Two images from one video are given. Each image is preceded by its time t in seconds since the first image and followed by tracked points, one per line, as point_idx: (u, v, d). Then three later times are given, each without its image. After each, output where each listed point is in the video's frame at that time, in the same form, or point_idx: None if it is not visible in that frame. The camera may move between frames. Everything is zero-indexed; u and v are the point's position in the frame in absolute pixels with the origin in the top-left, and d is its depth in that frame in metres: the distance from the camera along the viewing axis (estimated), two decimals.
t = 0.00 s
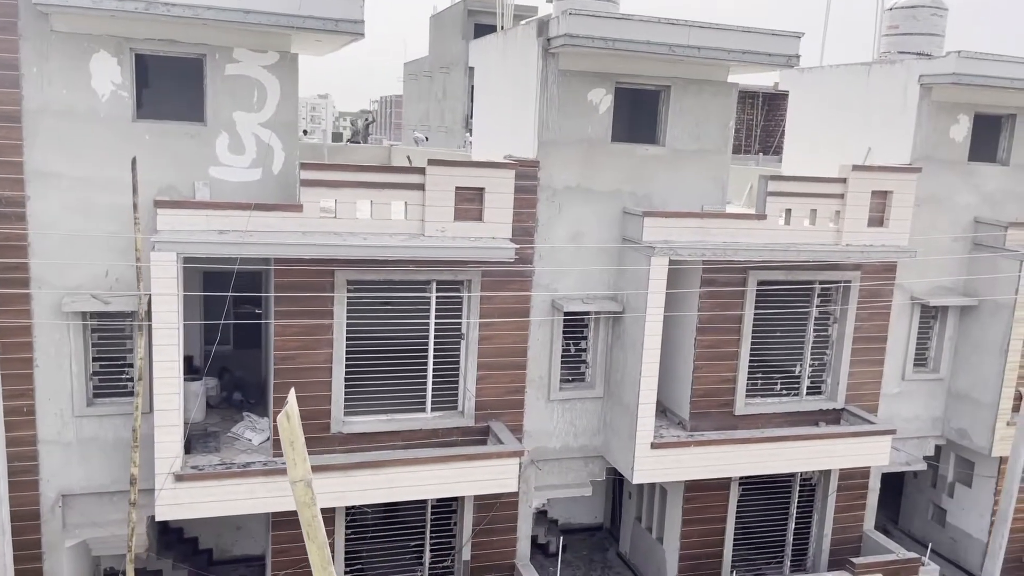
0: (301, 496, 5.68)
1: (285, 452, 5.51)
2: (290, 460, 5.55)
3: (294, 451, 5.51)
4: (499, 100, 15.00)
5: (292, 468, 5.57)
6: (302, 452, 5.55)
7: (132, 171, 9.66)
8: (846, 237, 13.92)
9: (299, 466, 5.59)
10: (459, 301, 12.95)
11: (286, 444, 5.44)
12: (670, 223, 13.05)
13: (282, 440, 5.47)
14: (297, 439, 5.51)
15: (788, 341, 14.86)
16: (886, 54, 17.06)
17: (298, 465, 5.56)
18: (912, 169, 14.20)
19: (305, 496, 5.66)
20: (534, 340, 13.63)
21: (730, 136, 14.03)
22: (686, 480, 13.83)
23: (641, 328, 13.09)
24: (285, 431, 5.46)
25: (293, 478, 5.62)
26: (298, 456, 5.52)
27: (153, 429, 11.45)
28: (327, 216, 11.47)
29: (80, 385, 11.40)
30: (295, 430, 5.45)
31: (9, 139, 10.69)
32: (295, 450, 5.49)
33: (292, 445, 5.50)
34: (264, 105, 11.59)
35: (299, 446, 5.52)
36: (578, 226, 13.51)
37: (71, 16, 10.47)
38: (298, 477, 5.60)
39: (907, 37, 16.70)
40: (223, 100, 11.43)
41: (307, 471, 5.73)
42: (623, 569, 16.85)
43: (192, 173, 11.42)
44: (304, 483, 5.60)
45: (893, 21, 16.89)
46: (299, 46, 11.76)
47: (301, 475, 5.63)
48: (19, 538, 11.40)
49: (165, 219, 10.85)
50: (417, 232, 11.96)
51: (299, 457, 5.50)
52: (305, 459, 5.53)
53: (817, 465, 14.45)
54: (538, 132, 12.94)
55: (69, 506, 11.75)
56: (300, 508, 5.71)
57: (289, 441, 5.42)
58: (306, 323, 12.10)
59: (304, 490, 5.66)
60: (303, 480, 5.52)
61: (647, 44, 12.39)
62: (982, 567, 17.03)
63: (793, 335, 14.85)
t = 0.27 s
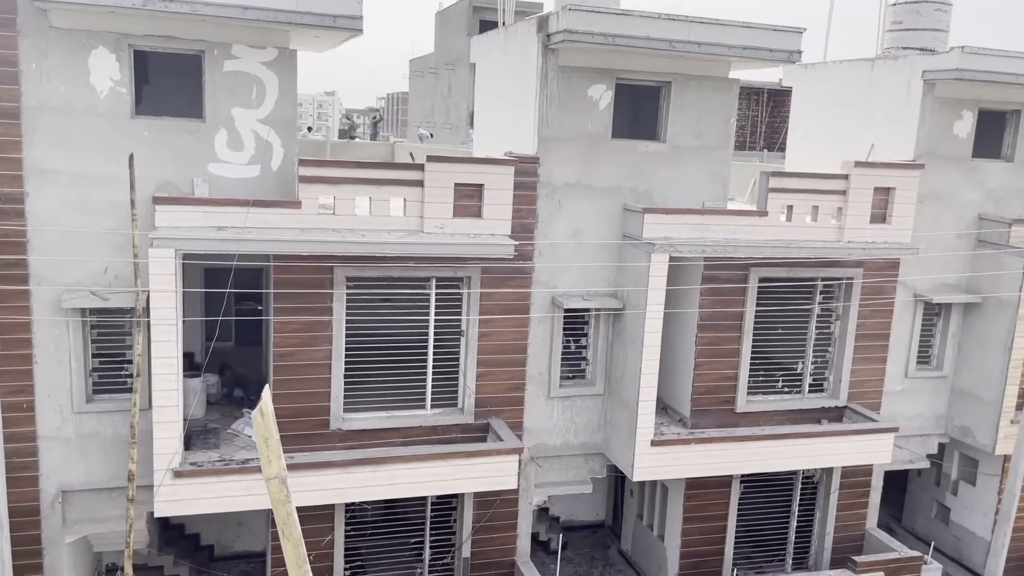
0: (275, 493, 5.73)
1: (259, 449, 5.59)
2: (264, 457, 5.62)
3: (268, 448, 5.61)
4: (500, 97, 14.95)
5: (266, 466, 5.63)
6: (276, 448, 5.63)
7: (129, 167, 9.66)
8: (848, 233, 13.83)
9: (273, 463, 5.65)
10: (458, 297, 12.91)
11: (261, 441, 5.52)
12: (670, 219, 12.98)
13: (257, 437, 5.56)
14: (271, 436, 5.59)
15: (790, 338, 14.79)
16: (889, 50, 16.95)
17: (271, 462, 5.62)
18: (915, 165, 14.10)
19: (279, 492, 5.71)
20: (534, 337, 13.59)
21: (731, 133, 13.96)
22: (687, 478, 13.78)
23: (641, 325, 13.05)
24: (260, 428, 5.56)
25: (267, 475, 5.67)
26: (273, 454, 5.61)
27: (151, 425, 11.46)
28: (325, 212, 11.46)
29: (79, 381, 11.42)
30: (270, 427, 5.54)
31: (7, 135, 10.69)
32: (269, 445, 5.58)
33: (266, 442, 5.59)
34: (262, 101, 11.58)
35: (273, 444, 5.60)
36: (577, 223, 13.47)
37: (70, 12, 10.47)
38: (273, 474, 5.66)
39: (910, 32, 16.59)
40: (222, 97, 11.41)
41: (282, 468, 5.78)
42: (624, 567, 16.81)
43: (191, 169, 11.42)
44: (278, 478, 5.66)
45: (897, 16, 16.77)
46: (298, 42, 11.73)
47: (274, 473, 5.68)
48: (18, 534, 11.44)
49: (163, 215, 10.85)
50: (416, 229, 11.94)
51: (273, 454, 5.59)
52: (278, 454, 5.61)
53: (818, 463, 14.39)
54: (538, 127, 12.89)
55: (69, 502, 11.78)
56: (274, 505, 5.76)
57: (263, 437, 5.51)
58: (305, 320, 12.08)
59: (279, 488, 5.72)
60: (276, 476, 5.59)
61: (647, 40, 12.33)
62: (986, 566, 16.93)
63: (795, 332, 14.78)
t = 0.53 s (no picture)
0: (245, 488, 6.31)
1: (229, 446, 6.20)
2: (234, 452, 6.22)
3: (237, 443, 6.19)
4: (501, 92, 14.88)
5: (236, 461, 6.22)
6: (245, 444, 6.23)
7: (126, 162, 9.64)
8: (852, 229, 13.72)
9: (242, 458, 6.24)
10: (458, 293, 12.86)
11: (231, 436, 6.14)
12: (672, 215, 12.90)
13: (227, 433, 6.17)
14: (240, 434, 6.20)
15: (793, 335, 14.68)
16: (895, 44, 16.80)
17: (240, 458, 6.22)
18: (919, 161, 13.98)
19: (247, 487, 6.29)
20: (534, 333, 13.53)
21: (733, 128, 13.88)
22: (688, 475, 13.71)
23: (642, 321, 12.98)
24: (229, 424, 6.15)
25: (237, 471, 6.25)
26: (242, 449, 6.20)
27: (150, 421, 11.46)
28: (324, 208, 11.42)
29: (78, 377, 11.42)
30: (238, 425, 6.16)
31: (5, 130, 10.68)
32: (238, 441, 6.18)
33: (236, 438, 6.20)
34: (261, 96, 11.55)
35: (242, 441, 6.20)
36: (578, 219, 13.40)
37: (68, 7, 10.46)
38: (242, 468, 6.24)
39: (916, 27, 16.45)
40: (220, 92, 11.39)
41: (251, 464, 6.36)
42: (627, 564, 16.75)
43: (190, 164, 11.40)
44: (247, 474, 6.24)
45: (903, 10, 16.63)
46: (297, 37, 11.70)
47: (243, 469, 6.26)
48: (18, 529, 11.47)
49: (162, 210, 10.83)
50: (415, 224, 11.89)
51: (242, 448, 6.18)
52: (248, 449, 6.21)
53: (821, 460, 14.29)
54: (538, 123, 12.82)
55: (68, 497, 11.79)
56: (243, 499, 6.36)
57: (233, 432, 6.12)
58: (304, 316, 12.04)
59: (248, 485, 6.30)
60: (245, 468, 6.17)
61: (649, 34, 12.24)
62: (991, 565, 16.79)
63: (798, 329, 14.67)
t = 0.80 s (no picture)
0: (206, 490, 6.65)
1: (192, 449, 6.55)
2: (196, 454, 6.57)
3: (199, 446, 6.54)
4: (502, 87, 14.80)
5: (198, 463, 6.57)
6: (208, 447, 6.60)
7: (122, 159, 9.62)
8: (854, 227, 13.60)
9: (204, 460, 6.58)
10: (457, 291, 12.80)
11: (193, 439, 6.48)
12: (672, 212, 12.80)
13: (190, 437, 6.52)
14: (203, 437, 6.55)
15: (796, 332, 14.57)
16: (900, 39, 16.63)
17: (202, 460, 6.55)
18: (923, 157, 13.85)
19: (209, 488, 6.62)
20: (534, 330, 13.47)
21: (735, 124, 13.79)
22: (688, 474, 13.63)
23: (641, 319, 12.91)
24: (191, 425, 6.51)
25: (199, 473, 6.60)
26: (204, 451, 6.55)
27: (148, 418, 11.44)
28: (321, 205, 11.38)
29: (76, 373, 11.41)
30: (200, 427, 6.52)
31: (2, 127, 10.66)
32: (200, 443, 6.52)
33: (197, 440, 6.54)
34: (258, 92, 11.52)
35: (204, 443, 6.55)
36: (578, 215, 13.32)
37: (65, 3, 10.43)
38: (203, 470, 6.58)
39: (922, 21, 16.27)
40: (217, 88, 11.36)
41: (213, 467, 6.71)
42: (628, 563, 16.69)
43: (187, 160, 11.38)
44: (208, 475, 6.58)
45: (909, 5, 16.45)
46: (294, 33, 11.65)
47: (206, 471, 6.61)
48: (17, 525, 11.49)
49: (159, 206, 10.81)
50: (413, 221, 11.84)
51: (204, 450, 6.53)
52: (209, 450, 6.53)
53: (823, 459, 14.19)
54: (538, 119, 12.74)
55: (67, 494, 11.80)
56: (206, 501, 6.66)
57: (194, 433, 6.47)
58: (302, 313, 11.99)
59: (210, 487, 6.63)
60: (207, 469, 6.52)
61: (648, 29, 12.15)
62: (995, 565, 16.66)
63: (801, 326, 14.56)
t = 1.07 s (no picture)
0: (166, 490, 6.40)
1: (151, 447, 6.26)
2: (155, 454, 6.29)
3: (158, 446, 6.27)
4: (501, 83, 14.72)
5: (157, 463, 6.30)
6: (167, 445, 6.32)
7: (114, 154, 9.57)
8: (855, 224, 13.48)
9: (163, 461, 6.32)
10: (455, 287, 12.73)
11: (151, 438, 6.23)
12: (671, 209, 12.70)
13: (148, 436, 6.26)
14: (161, 435, 6.28)
15: (796, 330, 14.47)
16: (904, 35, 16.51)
17: (161, 460, 6.29)
18: (925, 154, 13.73)
19: (167, 489, 6.37)
20: (531, 327, 13.40)
21: (734, 120, 13.68)
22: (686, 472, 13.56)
23: (639, 316, 12.83)
24: (149, 424, 6.23)
25: (159, 473, 6.34)
26: (162, 452, 6.27)
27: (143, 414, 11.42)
28: (316, 201, 11.32)
29: (71, 369, 11.39)
30: (157, 426, 6.24)
31: None
32: (158, 443, 6.26)
33: (156, 439, 6.27)
34: (254, 87, 11.46)
35: (162, 442, 6.27)
36: (577, 212, 13.24)
37: None
38: (162, 472, 6.32)
39: (925, 17, 16.15)
40: (212, 83, 11.30)
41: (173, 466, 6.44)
42: (627, 561, 16.62)
43: (182, 156, 11.33)
44: (167, 476, 6.32)
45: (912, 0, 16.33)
46: (289, 28, 11.59)
47: (165, 471, 6.34)
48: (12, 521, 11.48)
49: (153, 202, 10.76)
50: (409, 218, 11.77)
51: (162, 450, 6.26)
52: (168, 452, 6.29)
53: (822, 458, 14.10)
54: (536, 115, 12.66)
55: (62, 490, 11.79)
56: (164, 500, 6.45)
57: (152, 433, 6.21)
58: (298, 310, 11.94)
59: (169, 487, 6.39)
60: (165, 471, 6.27)
61: (647, 25, 12.04)
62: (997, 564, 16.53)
63: (801, 324, 14.45)
